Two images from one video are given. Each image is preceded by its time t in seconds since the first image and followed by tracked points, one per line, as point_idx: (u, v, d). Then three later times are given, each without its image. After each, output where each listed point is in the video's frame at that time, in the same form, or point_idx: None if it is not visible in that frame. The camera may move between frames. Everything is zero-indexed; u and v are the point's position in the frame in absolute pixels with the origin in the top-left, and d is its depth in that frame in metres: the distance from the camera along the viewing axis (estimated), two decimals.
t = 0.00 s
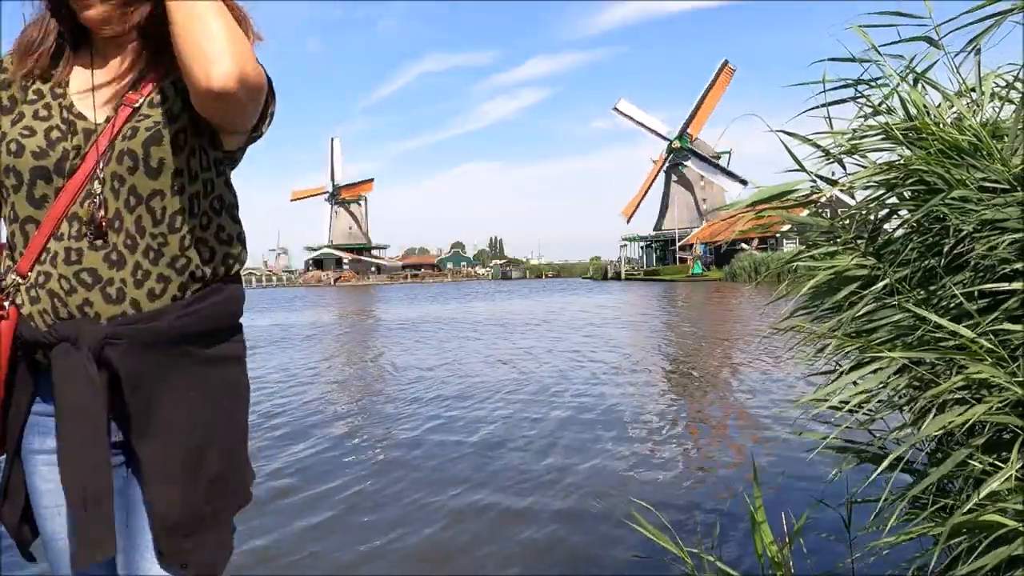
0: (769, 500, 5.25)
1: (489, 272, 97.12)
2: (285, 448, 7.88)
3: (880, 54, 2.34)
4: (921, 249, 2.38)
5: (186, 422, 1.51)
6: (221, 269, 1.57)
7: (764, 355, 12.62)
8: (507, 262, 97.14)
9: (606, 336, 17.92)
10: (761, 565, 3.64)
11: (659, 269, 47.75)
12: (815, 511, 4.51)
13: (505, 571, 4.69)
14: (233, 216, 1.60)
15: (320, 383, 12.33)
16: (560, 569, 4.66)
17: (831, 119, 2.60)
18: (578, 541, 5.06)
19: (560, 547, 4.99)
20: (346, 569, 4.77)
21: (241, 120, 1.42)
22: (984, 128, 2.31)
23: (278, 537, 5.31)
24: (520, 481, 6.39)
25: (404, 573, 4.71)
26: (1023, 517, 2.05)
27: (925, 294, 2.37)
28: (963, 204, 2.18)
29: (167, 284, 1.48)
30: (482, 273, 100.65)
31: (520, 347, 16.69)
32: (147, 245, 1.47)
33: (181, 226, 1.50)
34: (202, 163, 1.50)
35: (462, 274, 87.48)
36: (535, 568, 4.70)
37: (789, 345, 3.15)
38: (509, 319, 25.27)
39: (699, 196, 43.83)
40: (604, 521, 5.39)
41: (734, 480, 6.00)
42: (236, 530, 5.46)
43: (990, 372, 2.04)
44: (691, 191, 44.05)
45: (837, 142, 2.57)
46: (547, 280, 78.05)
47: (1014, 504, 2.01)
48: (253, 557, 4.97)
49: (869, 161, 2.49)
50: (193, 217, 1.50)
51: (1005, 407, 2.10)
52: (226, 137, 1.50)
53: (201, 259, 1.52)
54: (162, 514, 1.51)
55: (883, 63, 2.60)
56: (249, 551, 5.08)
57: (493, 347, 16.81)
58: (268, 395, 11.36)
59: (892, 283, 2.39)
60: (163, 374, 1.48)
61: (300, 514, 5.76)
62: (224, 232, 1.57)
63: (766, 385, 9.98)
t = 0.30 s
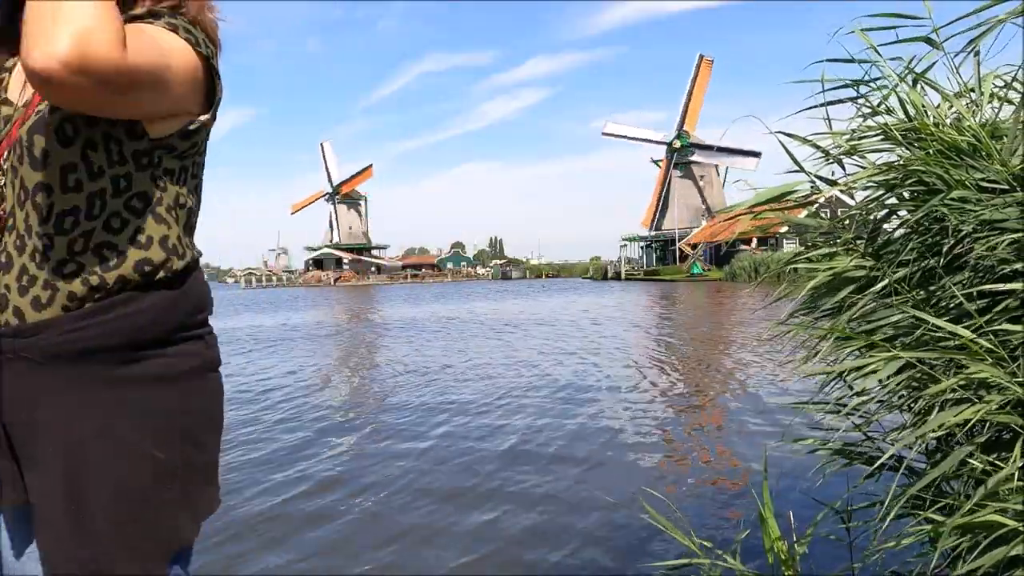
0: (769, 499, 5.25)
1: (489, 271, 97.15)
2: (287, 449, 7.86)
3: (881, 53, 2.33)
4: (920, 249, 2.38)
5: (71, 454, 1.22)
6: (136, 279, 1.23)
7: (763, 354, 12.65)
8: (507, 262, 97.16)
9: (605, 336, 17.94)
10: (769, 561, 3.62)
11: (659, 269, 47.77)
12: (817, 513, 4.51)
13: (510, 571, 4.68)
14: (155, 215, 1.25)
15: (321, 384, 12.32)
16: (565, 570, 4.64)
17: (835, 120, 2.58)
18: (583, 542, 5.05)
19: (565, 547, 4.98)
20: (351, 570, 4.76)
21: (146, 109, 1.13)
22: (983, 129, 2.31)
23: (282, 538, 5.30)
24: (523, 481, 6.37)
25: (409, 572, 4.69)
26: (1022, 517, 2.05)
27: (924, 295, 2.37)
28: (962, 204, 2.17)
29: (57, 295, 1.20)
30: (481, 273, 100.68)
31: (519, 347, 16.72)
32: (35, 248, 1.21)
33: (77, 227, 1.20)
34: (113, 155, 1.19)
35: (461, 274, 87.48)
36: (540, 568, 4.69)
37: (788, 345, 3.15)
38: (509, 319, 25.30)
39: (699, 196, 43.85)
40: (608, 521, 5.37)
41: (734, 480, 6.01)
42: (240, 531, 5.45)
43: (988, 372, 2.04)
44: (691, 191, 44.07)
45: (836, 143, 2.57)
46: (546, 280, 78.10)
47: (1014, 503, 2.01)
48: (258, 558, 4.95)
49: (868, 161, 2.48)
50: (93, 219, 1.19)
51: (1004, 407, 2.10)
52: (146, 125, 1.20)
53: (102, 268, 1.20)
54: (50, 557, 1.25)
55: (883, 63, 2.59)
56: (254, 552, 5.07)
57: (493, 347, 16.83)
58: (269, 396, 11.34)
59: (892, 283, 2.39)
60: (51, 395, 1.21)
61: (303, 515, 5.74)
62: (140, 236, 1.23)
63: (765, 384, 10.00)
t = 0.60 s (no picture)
0: (765, 499, 5.26)
1: (489, 272, 97.14)
2: (289, 450, 7.85)
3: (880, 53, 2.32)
4: (920, 249, 2.38)
5: None
6: (19, 278, 1.28)
7: (762, 354, 12.67)
8: (507, 262, 97.19)
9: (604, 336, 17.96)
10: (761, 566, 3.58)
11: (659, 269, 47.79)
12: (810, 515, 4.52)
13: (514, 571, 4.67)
14: (23, 199, 1.30)
15: (322, 384, 12.30)
16: (568, 570, 4.64)
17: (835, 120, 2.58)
18: (586, 542, 5.04)
19: (568, 547, 4.97)
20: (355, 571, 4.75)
21: None
22: (983, 129, 2.31)
23: (286, 541, 5.28)
24: (524, 481, 6.37)
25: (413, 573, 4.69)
26: (1020, 517, 2.04)
27: (924, 295, 2.37)
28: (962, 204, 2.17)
29: None
30: (481, 273, 100.70)
31: (519, 347, 16.74)
32: None
33: None
34: None
35: (461, 274, 87.49)
36: (544, 569, 4.68)
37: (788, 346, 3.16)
38: (508, 319, 25.32)
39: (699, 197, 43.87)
40: (611, 521, 5.36)
41: (731, 480, 6.03)
42: (244, 535, 5.44)
43: (987, 373, 2.04)
44: (691, 191, 44.07)
45: (836, 143, 2.57)
46: (546, 281, 78.11)
47: (1012, 504, 2.01)
48: (262, 561, 4.94)
49: (868, 162, 2.48)
50: None
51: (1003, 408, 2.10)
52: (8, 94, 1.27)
53: None
54: None
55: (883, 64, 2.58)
56: (258, 555, 5.06)
57: (492, 347, 16.86)
58: (269, 397, 11.33)
59: (892, 283, 2.39)
60: None
61: (306, 517, 5.73)
62: (9, 226, 1.28)
63: (764, 384, 10.01)
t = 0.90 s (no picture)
0: (762, 499, 5.26)
1: (489, 272, 97.12)
2: (290, 450, 7.82)
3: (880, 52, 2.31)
4: (919, 250, 2.37)
5: None
6: None
7: (761, 354, 12.64)
8: (507, 262, 97.15)
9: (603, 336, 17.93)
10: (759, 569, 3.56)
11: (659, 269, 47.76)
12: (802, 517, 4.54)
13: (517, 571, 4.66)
14: None
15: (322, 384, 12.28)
16: (572, 569, 4.62)
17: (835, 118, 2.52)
18: (588, 542, 5.02)
19: (571, 547, 4.96)
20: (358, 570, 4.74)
21: None
22: (983, 129, 2.31)
23: (288, 541, 5.27)
24: (527, 481, 6.35)
25: (415, 572, 4.67)
26: (1018, 517, 2.05)
27: (923, 296, 2.37)
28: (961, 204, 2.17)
29: None
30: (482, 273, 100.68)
31: (518, 347, 16.73)
32: None
33: None
34: None
35: (461, 275, 87.41)
36: (547, 568, 4.67)
37: (787, 346, 3.16)
38: (509, 319, 25.31)
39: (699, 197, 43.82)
40: (614, 521, 5.34)
41: (728, 480, 6.02)
42: (247, 534, 5.43)
43: (984, 374, 2.04)
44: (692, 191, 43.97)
45: (836, 143, 2.56)
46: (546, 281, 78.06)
47: (1010, 504, 2.01)
48: (265, 561, 4.93)
49: (868, 162, 2.47)
50: None
51: (1002, 409, 2.10)
52: None
53: None
54: None
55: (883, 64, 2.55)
56: (254, 554, 5.06)
57: (492, 347, 16.84)
58: (271, 397, 11.30)
59: (891, 283, 2.39)
60: None
61: (308, 518, 5.71)
62: None
63: (762, 385, 9.99)
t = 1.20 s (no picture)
0: (760, 499, 5.26)
1: (490, 271, 97.17)
2: (292, 451, 7.82)
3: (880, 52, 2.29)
4: (919, 250, 2.37)
5: None
6: None
7: (761, 354, 12.63)
8: (508, 262, 97.29)
9: (603, 336, 17.94)
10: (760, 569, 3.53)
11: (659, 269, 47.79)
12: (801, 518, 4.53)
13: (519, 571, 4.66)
14: None
15: (324, 384, 12.29)
16: (573, 570, 4.62)
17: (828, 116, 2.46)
18: (587, 543, 5.02)
19: (573, 547, 4.96)
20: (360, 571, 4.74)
21: None
22: (983, 129, 2.30)
23: (290, 543, 5.28)
24: (528, 481, 6.35)
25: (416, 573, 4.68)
26: (1015, 517, 2.05)
27: (923, 296, 2.37)
28: (960, 205, 2.16)
29: None
30: (482, 273, 100.73)
31: (518, 347, 16.73)
32: None
33: None
34: None
35: (461, 275, 87.43)
36: (549, 568, 4.67)
37: (787, 346, 3.15)
38: (509, 319, 25.34)
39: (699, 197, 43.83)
40: (614, 522, 5.35)
41: (727, 480, 6.02)
42: (249, 536, 5.43)
43: (983, 375, 2.04)
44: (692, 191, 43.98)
45: (836, 143, 2.54)
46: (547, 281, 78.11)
47: (1008, 505, 2.01)
48: (268, 563, 4.94)
49: (867, 162, 2.46)
50: None
51: (1000, 409, 2.10)
52: None
53: None
54: None
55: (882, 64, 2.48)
56: (254, 556, 5.07)
57: (493, 347, 16.85)
58: (272, 397, 11.32)
59: (890, 283, 2.38)
60: None
61: (311, 519, 5.72)
62: None
63: (762, 385, 9.98)
